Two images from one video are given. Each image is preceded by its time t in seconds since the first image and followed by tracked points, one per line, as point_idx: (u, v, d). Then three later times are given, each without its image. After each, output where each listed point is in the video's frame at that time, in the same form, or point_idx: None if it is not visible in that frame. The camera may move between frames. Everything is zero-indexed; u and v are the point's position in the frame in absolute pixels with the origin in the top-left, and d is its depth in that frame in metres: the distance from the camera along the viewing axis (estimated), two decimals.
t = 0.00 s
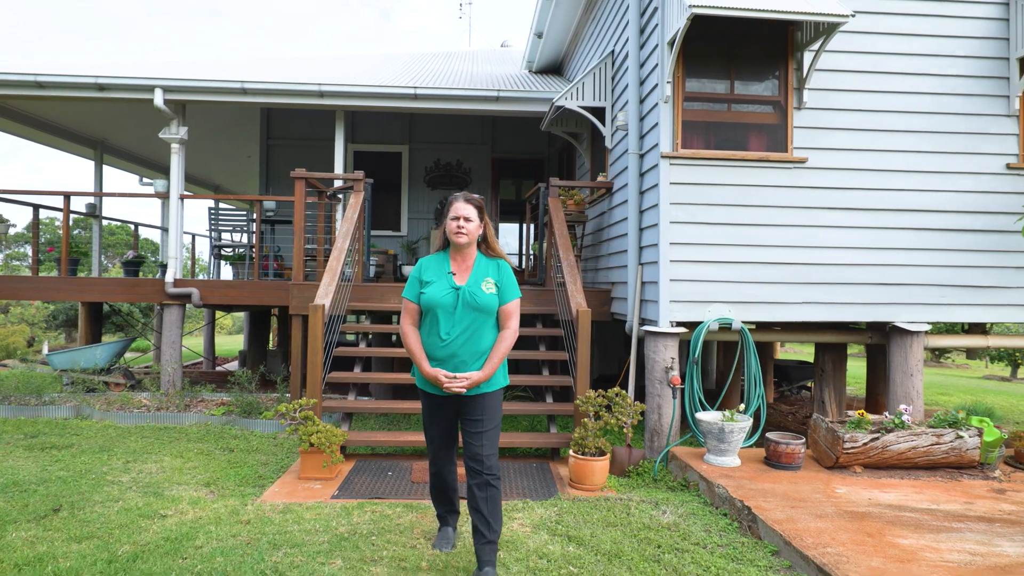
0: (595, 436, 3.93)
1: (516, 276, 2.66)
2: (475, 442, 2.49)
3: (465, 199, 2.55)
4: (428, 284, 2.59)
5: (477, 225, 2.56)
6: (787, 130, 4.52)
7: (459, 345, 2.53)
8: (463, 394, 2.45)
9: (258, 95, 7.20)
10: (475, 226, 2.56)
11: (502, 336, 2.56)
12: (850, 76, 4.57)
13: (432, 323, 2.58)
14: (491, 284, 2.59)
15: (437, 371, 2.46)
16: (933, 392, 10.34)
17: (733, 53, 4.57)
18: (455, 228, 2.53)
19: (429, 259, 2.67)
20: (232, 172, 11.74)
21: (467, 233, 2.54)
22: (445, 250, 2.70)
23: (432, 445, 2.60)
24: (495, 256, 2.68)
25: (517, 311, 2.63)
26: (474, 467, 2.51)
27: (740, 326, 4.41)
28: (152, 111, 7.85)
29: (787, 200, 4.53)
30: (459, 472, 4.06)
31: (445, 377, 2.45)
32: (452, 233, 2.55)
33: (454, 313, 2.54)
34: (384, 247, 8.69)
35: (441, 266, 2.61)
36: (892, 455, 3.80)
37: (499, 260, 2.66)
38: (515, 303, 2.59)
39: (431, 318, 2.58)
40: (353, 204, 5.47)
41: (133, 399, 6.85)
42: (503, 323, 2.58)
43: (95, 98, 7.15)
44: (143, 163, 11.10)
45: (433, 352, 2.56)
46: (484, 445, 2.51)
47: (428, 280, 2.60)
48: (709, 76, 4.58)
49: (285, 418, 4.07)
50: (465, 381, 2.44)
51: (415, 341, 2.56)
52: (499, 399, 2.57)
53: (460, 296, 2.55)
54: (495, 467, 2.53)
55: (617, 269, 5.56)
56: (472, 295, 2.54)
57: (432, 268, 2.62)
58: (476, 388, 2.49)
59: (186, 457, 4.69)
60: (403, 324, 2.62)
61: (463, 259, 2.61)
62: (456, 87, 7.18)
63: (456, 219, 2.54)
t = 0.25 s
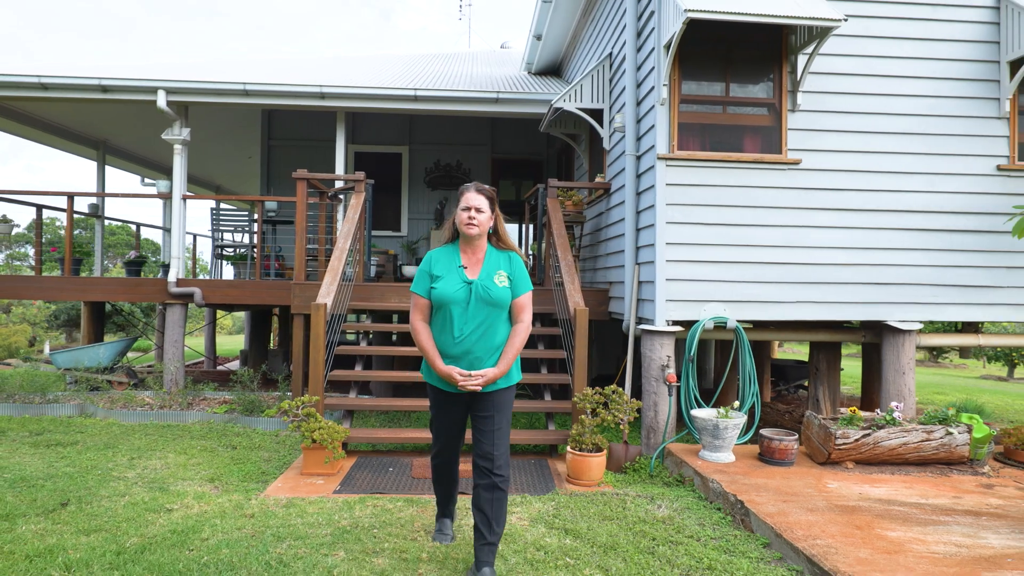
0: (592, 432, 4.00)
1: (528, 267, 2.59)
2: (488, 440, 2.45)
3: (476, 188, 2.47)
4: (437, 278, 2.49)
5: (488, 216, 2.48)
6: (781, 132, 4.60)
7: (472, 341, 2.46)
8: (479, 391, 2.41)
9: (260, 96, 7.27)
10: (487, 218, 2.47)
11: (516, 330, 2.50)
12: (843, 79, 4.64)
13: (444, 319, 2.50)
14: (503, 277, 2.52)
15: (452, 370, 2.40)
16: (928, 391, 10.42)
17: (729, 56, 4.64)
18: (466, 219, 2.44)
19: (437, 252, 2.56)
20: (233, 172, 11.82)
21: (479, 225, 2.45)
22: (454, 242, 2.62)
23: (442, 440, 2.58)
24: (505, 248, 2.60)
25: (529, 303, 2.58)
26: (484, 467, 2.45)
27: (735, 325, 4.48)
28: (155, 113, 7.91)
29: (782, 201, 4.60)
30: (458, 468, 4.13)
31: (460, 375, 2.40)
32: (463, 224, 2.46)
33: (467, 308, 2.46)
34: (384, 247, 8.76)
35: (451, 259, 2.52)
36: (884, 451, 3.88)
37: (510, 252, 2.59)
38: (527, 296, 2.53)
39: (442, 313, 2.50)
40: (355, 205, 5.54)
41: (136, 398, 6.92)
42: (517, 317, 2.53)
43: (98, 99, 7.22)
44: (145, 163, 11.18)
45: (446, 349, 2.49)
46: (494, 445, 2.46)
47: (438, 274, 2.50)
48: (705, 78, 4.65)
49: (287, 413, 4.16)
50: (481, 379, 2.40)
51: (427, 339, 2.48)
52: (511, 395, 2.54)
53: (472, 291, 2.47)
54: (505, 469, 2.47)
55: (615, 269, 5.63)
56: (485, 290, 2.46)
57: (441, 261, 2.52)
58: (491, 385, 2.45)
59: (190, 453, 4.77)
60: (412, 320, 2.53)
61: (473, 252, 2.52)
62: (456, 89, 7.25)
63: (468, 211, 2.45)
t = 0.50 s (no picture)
0: (588, 428, 4.07)
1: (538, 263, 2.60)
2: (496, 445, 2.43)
3: (484, 184, 2.48)
4: (449, 271, 2.48)
5: (499, 210, 2.48)
6: (775, 134, 4.67)
7: (484, 335, 2.44)
8: (490, 386, 2.37)
9: (261, 98, 7.34)
10: (496, 212, 2.47)
11: (528, 325, 2.49)
12: (836, 82, 4.72)
13: (455, 312, 2.47)
14: (515, 271, 2.51)
15: (464, 363, 2.37)
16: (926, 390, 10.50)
17: (724, 60, 4.72)
18: (476, 213, 2.44)
19: (448, 245, 2.55)
20: (234, 173, 11.90)
21: (489, 219, 2.45)
22: (464, 236, 2.60)
23: (444, 439, 2.52)
24: (516, 244, 2.60)
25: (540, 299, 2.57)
26: (492, 469, 2.46)
27: (730, 324, 4.55)
28: (157, 114, 7.98)
29: (776, 201, 4.68)
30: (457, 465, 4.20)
31: (471, 369, 2.36)
32: (473, 218, 2.45)
33: (479, 301, 2.44)
34: (384, 247, 8.84)
35: (462, 252, 2.50)
36: (875, 448, 3.95)
37: (521, 247, 2.59)
38: (539, 291, 2.52)
39: (453, 307, 2.47)
40: (355, 206, 5.62)
41: (139, 396, 6.99)
42: (528, 312, 2.51)
43: (101, 101, 7.29)
44: (147, 164, 11.25)
45: (457, 343, 2.46)
46: (504, 449, 2.44)
47: (449, 267, 2.48)
48: (700, 81, 4.72)
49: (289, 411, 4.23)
50: (492, 373, 2.36)
51: (438, 332, 2.44)
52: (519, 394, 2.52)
53: (484, 284, 2.45)
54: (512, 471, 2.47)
55: (612, 269, 5.70)
56: (497, 283, 2.45)
57: (452, 255, 2.50)
58: (503, 380, 2.41)
59: (194, 450, 4.84)
60: (422, 313, 2.49)
61: (484, 246, 2.52)
62: (455, 90, 7.32)
63: (478, 205, 2.45)
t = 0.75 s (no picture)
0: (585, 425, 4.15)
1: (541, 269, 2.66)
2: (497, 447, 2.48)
3: (495, 188, 2.51)
4: (453, 269, 2.52)
5: (505, 215, 2.52)
6: (769, 136, 4.74)
7: (485, 332, 2.48)
8: (488, 382, 2.41)
9: (262, 99, 7.41)
10: (504, 216, 2.52)
11: (528, 327, 2.55)
12: (829, 84, 4.79)
13: (457, 309, 2.51)
14: (519, 273, 2.57)
15: (464, 359, 2.40)
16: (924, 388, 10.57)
17: (719, 63, 4.79)
18: (483, 217, 2.48)
19: (453, 244, 2.60)
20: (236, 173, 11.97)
21: (496, 223, 2.49)
22: (470, 238, 2.65)
23: (441, 437, 2.46)
24: (521, 248, 2.66)
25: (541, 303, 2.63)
26: (492, 469, 2.50)
27: (725, 323, 4.62)
28: (159, 115, 8.05)
29: (770, 203, 4.75)
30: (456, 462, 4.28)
31: (470, 364, 2.40)
32: (480, 220, 2.49)
33: (481, 300, 2.49)
34: (385, 246, 8.91)
35: (467, 252, 2.55)
36: (866, 444, 4.03)
37: (526, 251, 2.65)
38: (541, 295, 2.59)
39: (455, 304, 2.51)
40: (355, 207, 5.69)
41: (142, 395, 7.07)
42: (529, 315, 2.57)
43: (103, 102, 7.36)
44: (149, 164, 11.32)
45: (457, 339, 2.50)
46: (504, 450, 2.50)
47: (453, 265, 2.53)
48: (695, 84, 4.79)
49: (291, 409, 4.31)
50: (491, 370, 2.40)
51: (438, 328, 2.47)
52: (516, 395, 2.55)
53: (487, 283, 2.50)
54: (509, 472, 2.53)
55: (610, 269, 5.78)
56: (501, 283, 2.50)
57: (457, 254, 2.55)
58: (500, 379, 2.46)
59: (197, 448, 4.92)
60: (424, 309, 2.53)
61: (490, 248, 2.56)
62: (455, 92, 7.38)
63: (485, 208, 2.49)
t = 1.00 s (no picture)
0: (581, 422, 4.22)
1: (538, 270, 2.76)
2: (492, 444, 2.54)
3: (494, 189, 2.58)
4: (453, 269, 2.57)
5: (504, 216, 2.58)
6: (763, 138, 4.82)
7: (486, 332, 2.54)
8: (488, 381, 2.47)
9: (263, 101, 7.49)
10: (503, 217, 2.59)
11: (526, 327, 2.64)
12: (823, 87, 4.86)
13: (457, 309, 2.57)
14: (518, 275, 2.65)
15: (465, 358, 2.45)
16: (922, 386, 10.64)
17: (713, 66, 4.86)
18: (483, 218, 2.54)
19: (452, 244, 2.65)
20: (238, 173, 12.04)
21: (495, 224, 2.56)
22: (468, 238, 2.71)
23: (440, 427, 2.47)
24: (519, 250, 2.74)
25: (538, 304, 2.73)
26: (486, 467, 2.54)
27: (720, 322, 4.69)
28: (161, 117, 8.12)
29: (764, 203, 4.82)
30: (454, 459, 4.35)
31: (472, 363, 2.45)
32: (479, 222, 2.56)
33: (482, 300, 2.56)
34: (386, 246, 8.99)
35: (467, 252, 2.61)
36: (857, 440, 4.10)
37: (524, 253, 2.74)
38: (539, 297, 2.68)
39: (455, 303, 2.57)
40: (356, 207, 5.77)
41: (145, 393, 7.14)
42: (527, 315, 2.66)
43: (106, 104, 7.44)
44: (151, 164, 11.39)
45: (456, 338, 2.55)
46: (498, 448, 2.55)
47: (454, 265, 2.58)
48: (691, 87, 4.86)
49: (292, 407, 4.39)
50: (491, 369, 2.46)
51: (438, 326, 2.52)
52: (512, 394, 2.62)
53: (488, 284, 2.57)
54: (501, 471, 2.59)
55: (607, 269, 5.85)
56: (502, 284, 2.58)
57: (457, 254, 2.60)
58: (499, 378, 2.52)
59: (200, 445, 5.00)
60: (423, 307, 2.57)
61: (490, 249, 2.63)
62: (454, 93, 7.45)
63: (485, 210, 2.55)
